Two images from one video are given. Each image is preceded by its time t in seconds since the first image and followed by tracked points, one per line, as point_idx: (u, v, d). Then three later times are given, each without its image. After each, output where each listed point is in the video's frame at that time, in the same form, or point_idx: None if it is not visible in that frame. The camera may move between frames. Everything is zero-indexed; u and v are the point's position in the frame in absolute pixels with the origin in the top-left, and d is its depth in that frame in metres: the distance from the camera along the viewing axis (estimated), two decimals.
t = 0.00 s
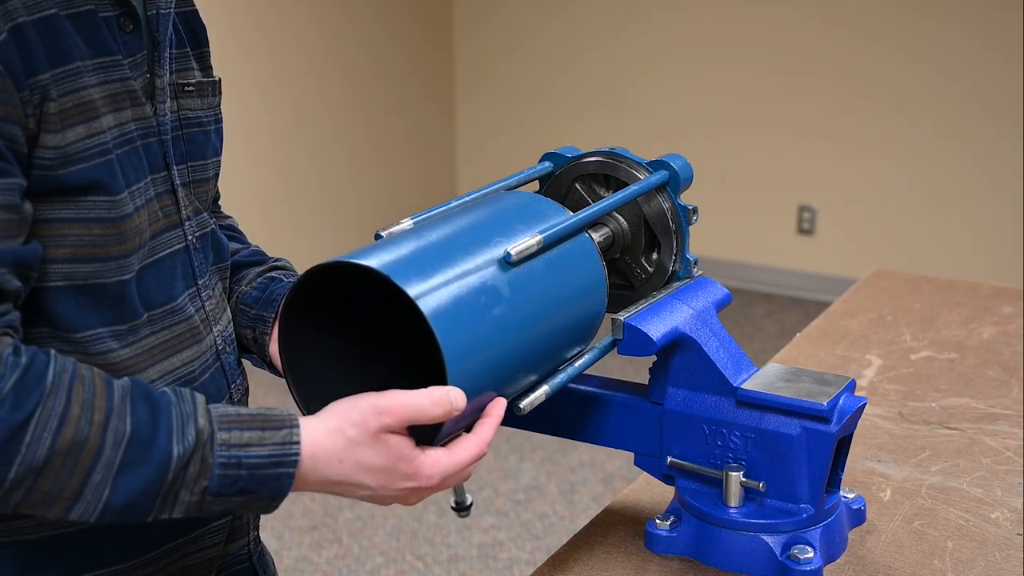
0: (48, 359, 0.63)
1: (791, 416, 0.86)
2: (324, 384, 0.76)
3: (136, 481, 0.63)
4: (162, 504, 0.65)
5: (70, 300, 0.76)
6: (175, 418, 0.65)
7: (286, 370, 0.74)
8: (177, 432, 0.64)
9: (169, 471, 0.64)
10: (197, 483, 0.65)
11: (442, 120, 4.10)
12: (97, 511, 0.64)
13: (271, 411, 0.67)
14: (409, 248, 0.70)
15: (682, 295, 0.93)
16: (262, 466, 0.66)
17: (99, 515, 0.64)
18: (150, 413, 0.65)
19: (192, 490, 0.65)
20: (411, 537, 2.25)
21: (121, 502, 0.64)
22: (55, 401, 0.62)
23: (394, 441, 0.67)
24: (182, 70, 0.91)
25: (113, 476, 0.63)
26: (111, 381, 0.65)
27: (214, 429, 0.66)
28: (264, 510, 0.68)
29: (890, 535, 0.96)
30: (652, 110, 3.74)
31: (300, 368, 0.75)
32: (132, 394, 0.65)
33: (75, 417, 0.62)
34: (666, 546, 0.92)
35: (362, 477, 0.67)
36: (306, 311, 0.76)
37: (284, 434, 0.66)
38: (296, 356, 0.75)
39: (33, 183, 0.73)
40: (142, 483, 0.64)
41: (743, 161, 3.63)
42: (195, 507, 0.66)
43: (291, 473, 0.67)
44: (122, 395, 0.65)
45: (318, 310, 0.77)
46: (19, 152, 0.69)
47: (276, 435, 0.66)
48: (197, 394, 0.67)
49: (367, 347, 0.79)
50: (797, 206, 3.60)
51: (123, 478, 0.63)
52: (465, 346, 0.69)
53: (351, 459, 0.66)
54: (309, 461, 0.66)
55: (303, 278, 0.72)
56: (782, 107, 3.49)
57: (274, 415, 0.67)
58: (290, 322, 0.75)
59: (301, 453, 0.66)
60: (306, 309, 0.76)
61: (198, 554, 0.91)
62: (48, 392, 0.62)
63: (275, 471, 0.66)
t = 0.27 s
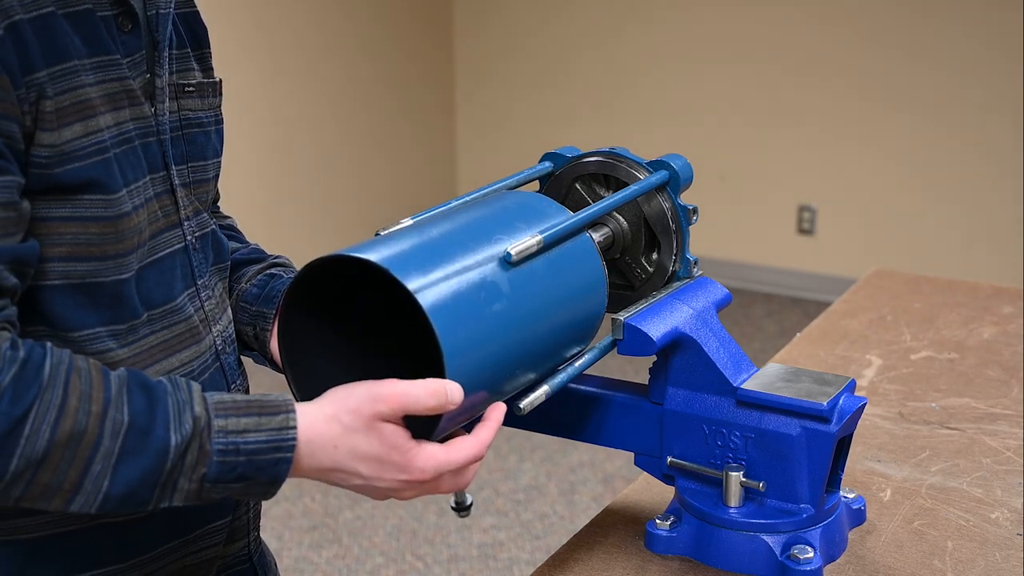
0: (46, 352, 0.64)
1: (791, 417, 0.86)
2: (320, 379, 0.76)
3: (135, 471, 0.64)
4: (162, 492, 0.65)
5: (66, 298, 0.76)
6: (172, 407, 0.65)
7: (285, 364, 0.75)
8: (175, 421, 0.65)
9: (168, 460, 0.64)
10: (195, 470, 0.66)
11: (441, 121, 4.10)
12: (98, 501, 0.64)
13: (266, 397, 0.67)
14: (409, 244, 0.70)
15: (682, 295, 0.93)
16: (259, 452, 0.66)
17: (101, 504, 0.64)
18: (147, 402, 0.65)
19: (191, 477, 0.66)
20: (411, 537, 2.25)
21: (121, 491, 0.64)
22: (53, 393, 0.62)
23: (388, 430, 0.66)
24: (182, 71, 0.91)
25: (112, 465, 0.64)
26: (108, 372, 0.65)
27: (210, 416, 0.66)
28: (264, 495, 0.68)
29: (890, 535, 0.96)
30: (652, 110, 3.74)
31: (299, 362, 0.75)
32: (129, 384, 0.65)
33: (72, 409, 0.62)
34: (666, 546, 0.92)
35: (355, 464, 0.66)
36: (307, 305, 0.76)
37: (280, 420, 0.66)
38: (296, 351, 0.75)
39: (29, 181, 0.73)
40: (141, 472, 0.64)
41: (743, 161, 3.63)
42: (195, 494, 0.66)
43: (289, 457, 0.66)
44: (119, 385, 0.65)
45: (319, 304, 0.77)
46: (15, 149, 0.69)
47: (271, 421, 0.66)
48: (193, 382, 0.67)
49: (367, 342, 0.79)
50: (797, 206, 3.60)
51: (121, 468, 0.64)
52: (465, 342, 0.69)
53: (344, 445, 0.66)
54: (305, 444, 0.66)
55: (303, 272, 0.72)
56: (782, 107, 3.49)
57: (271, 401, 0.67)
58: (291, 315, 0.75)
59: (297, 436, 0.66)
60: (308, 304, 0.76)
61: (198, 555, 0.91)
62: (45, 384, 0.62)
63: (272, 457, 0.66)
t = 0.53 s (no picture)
0: (12, 349, 0.62)
1: (791, 416, 0.86)
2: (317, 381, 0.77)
3: (110, 459, 0.62)
4: (138, 477, 0.63)
5: (55, 304, 0.76)
6: (142, 393, 0.63)
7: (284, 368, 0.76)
8: (144, 406, 0.62)
9: (140, 446, 0.62)
10: (170, 453, 0.63)
11: (441, 120, 4.09)
12: (76, 489, 0.63)
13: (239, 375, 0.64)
14: (409, 244, 0.70)
15: (682, 295, 0.93)
16: (234, 432, 0.63)
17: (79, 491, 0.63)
18: (117, 390, 0.62)
19: (166, 459, 0.63)
20: (411, 537, 2.25)
21: (98, 480, 0.63)
22: (19, 390, 0.60)
23: (370, 409, 0.63)
24: (183, 70, 0.91)
25: (87, 454, 0.62)
26: (76, 363, 0.63)
27: (181, 398, 0.63)
28: (246, 472, 0.66)
29: (890, 535, 0.96)
30: (652, 110, 3.74)
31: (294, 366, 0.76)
32: (98, 374, 0.63)
33: (40, 402, 0.61)
34: (666, 547, 0.92)
35: (330, 440, 0.63)
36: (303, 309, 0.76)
37: (254, 397, 0.64)
38: (294, 352, 0.76)
39: (19, 185, 0.73)
40: (115, 460, 0.62)
41: (743, 161, 3.64)
42: (174, 477, 0.64)
43: (264, 434, 0.64)
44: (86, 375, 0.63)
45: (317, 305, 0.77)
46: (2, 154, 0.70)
47: (244, 399, 0.63)
48: (164, 365, 0.65)
49: (368, 340, 0.79)
50: (797, 206, 3.60)
51: (96, 456, 0.62)
52: (465, 341, 0.69)
53: (321, 417, 0.63)
54: (283, 417, 0.63)
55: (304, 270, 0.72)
56: (782, 107, 3.49)
57: (245, 379, 0.64)
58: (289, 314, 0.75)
59: (275, 409, 0.63)
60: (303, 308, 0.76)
61: (195, 557, 0.91)
62: (12, 381, 0.60)
63: (248, 436, 0.64)
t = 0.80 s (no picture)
0: None
1: (791, 417, 0.86)
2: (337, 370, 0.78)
3: (57, 424, 0.66)
4: (92, 435, 0.67)
5: (41, 306, 0.77)
6: (83, 354, 0.66)
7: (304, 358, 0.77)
8: (84, 365, 0.66)
9: (85, 403, 0.66)
10: (116, 408, 0.67)
11: (441, 120, 4.09)
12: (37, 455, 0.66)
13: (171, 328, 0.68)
14: (409, 244, 0.71)
15: (681, 295, 0.93)
16: (175, 381, 0.67)
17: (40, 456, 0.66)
18: (58, 354, 0.66)
19: (114, 414, 0.67)
20: (411, 537, 2.25)
21: (51, 444, 0.66)
22: None
23: (296, 313, 0.66)
24: (184, 69, 0.90)
25: (39, 423, 0.66)
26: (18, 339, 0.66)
27: (120, 350, 0.67)
28: (197, 421, 0.69)
29: (890, 535, 0.96)
30: (652, 109, 3.74)
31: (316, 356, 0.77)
32: (40, 344, 0.66)
33: None
34: (666, 546, 0.92)
35: (266, 355, 0.66)
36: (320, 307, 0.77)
37: (190, 342, 0.67)
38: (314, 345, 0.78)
39: (6, 188, 0.74)
40: (63, 424, 0.66)
41: (743, 161, 3.64)
42: (125, 431, 0.68)
43: (205, 374, 0.67)
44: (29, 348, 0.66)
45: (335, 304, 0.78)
46: None
47: (180, 349, 0.67)
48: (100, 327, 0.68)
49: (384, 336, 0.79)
50: (797, 206, 3.60)
51: (47, 424, 0.66)
52: (465, 341, 0.69)
53: (257, 330, 0.66)
54: (221, 344, 0.67)
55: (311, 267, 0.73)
56: (782, 107, 3.49)
57: (179, 329, 0.68)
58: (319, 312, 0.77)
59: (211, 336, 0.67)
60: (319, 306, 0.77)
61: (195, 555, 0.91)
62: None
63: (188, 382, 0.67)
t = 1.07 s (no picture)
0: None
1: (791, 417, 0.86)
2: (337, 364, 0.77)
3: (73, 424, 0.67)
4: (105, 433, 0.68)
5: (44, 302, 0.78)
6: (96, 354, 0.67)
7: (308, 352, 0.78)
8: (98, 365, 0.67)
9: (101, 403, 0.67)
10: (129, 406, 0.68)
11: (441, 120, 4.09)
12: (52, 453, 0.68)
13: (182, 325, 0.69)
14: (410, 245, 0.71)
15: (682, 295, 0.93)
16: (188, 378, 0.68)
17: (55, 454, 0.68)
18: (72, 354, 0.67)
19: (128, 413, 0.68)
20: (411, 537, 2.25)
21: (66, 442, 0.68)
22: None
23: (296, 309, 0.66)
24: (185, 64, 0.91)
25: (55, 422, 0.67)
26: (32, 338, 0.67)
27: (132, 349, 0.68)
28: (206, 414, 0.71)
29: (890, 535, 0.96)
30: (652, 110, 3.74)
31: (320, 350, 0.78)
32: (54, 343, 0.67)
33: (6, 384, 0.65)
34: (666, 547, 0.92)
35: (269, 350, 0.66)
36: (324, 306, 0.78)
37: (201, 339, 0.68)
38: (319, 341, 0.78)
39: (12, 190, 0.74)
40: (79, 423, 0.67)
41: (743, 162, 3.64)
42: (139, 428, 0.69)
43: (215, 372, 0.68)
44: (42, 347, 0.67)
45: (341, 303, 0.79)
46: None
47: (192, 347, 0.68)
48: (113, 324, 0.69)
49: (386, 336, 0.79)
50: (797, 207, 3.60)
51: (63, 424, 0.67)
52: (465, 341, 0.69)
53: (260, 323, 0.67)
54: (228, 337, 0.68)
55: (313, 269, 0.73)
56: (782, 107, 3.49)
57: (190, 326, 0.69)
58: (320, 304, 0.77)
59: (220, 331, 0.68)
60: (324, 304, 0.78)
61: (195, 548, 0.91)
62: None
63: (200, 379, 0.68)
